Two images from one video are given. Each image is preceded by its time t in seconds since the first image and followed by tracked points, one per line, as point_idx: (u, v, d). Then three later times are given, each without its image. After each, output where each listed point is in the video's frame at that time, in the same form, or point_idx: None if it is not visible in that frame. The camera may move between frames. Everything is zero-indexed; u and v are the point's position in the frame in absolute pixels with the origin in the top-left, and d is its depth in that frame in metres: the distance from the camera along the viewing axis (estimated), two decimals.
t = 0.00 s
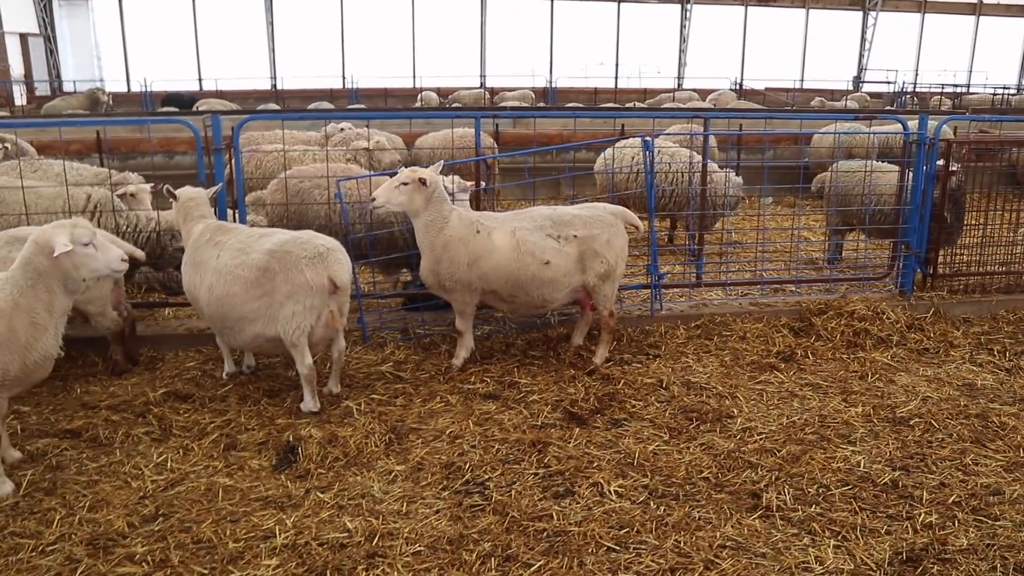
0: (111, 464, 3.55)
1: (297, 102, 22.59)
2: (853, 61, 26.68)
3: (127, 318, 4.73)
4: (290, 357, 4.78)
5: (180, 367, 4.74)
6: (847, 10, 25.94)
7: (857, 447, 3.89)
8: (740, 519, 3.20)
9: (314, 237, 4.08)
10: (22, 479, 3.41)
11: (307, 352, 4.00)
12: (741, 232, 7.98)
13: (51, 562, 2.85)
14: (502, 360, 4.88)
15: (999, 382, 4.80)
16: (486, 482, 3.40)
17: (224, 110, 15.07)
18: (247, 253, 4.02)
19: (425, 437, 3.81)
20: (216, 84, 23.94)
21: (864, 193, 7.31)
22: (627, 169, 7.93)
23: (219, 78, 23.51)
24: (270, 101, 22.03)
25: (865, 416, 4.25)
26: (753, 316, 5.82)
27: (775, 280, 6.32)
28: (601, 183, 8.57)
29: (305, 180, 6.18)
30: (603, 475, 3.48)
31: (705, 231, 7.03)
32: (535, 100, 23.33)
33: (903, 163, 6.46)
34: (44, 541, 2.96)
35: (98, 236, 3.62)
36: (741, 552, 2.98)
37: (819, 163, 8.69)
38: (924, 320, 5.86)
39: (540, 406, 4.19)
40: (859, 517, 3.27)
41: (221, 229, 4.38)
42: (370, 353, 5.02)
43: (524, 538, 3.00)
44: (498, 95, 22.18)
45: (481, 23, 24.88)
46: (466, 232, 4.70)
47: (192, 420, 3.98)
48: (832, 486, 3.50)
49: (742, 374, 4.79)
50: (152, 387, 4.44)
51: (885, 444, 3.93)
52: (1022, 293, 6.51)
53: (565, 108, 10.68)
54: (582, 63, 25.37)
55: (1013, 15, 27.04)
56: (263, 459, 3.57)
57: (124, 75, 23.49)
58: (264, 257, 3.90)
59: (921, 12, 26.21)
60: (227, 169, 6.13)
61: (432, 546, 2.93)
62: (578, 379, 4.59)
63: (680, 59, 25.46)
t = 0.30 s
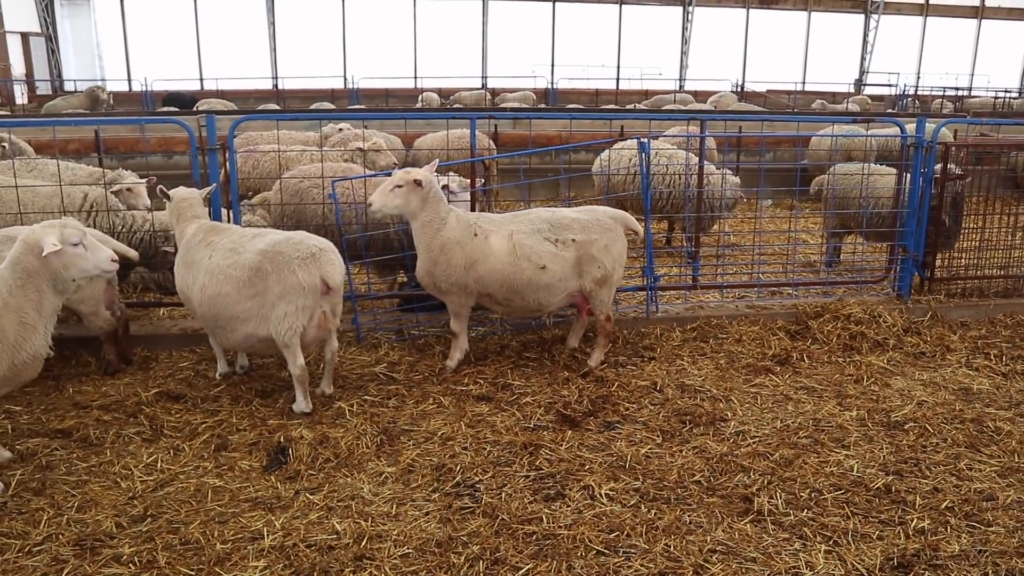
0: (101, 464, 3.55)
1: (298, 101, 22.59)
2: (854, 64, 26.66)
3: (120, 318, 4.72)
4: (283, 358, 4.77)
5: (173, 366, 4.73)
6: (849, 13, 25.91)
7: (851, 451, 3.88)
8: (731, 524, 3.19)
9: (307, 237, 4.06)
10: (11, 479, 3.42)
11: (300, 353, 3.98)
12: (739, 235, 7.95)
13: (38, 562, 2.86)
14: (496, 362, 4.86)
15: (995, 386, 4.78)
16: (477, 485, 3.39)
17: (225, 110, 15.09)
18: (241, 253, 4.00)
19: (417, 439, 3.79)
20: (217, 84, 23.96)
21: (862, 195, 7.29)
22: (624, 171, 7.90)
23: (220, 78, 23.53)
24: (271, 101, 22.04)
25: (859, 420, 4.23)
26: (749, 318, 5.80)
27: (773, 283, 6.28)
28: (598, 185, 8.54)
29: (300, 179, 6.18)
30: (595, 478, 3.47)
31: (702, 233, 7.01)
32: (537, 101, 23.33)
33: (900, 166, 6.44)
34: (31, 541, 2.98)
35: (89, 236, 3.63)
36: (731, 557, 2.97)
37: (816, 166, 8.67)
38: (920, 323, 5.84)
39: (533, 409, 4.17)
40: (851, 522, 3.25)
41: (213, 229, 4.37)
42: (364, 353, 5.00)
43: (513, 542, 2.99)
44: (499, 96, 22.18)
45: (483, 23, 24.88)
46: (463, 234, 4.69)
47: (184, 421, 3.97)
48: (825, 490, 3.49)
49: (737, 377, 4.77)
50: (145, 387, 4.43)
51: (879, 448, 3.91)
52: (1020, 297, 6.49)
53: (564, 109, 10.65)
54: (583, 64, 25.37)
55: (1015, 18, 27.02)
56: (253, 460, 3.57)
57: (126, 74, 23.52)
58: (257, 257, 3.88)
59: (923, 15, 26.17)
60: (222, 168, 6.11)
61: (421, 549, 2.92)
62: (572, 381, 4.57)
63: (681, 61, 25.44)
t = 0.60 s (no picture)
0: (98, 464, 3.55)
1: (298, 101, 22.57)
2: (855, 63, 26.62)
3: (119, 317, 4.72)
4: (282, 358, 4.77)
5: (172, 366, 4.73)
6: (850, 12, 25.86)
7: (849, 451, 3.87)
8: (729, 524, 3.18)
9: (306, 237, 4.04)
10: (9, 479, 3.42)
11: (298, 352, 3.97)
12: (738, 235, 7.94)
13: (35, 562, 2.86)
14: (495, 361, 4.85)
15: (995, 386, 4.78)
16: (474, 485, 3.39)
17: (225, 109, 15.08)
18: (240, 253, 3.99)
19: (415, 438, 3.79)
20: (217, 83, 23.94)
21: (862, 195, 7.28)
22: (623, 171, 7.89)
23: (221, 78, 23.52)
24: (271, 101, 22.03)
25: (858, 420, 4.22)
26: (748, 318, 5.79)
27: (772, 283, 6.27)
28: (597, 185, 8.54)
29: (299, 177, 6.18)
30: (593, 478, 3.47)
31: (702, 232, 7.00)
32: (537, 100, 23.30)
33: (900, 165, 6.43)
34: (28, 541, 2.98)
35: (86, 236, 3.64)
36: (729, 557, 2.97)
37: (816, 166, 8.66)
38: (920, 323, 5.83)
39: (531, 408, 4.17)
40: (849, 522, 3.25)
41: (212, 229, 4.36)
42: (363, 353, 5.00)
43: (510, 542, 2.98)
44: (500, 95, 22.16)
45: (483, 23, 24.86)
46: (459, 236, 4.68)
47: (182, 420, 3.97)
48: (824, 491, 3.48)
49: (736, 377, 4.76)
50: (143, 386, 4.43)
51: (878, 448, 3.91)
52: (1020, 296, 6.48)
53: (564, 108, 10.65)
54: (583, 64, 25.33)
55: (1017, 17, 26.97)
56: (251, 460, 3.56)
57: (126, 74, 23.51)
58: (256, 257, 3.87)
59: (924, 14, 26.12)
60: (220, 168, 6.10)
61: (418, 549, 2.92)
62: (571, 381, 4.56)
63: (682, 60, 25.41)
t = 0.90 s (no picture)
0: (100, 464, 3.56)
1: (299, 101, 22.55)
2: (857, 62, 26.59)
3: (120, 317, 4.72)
4: (283, 358, 4.76)
5: (173, 366, 4.73)
6: (851, 11, 25.81)
7: (850, 451, 3.87)
8: (730, 524, 3.18)
9: (307, 237, 4.03)
10: (10, 479, 3.43)
11: (298, 352, 3.95)
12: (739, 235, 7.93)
13: (36, 562, 2.86)
14: (496, 361, 4.85)
15: (996, 386, 4.77)
16: (476, 485, 3.39)
17: (226, 109, 15.10)
18: (240, 253, 3.99)
19: (416, 439, 3.79)
20: (218, 83, 23.94)
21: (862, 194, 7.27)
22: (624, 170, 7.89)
23: (221, 78, 23.52)
24: (272, 101, 22.02)
25: (859, 419, 4.22)
26: (749, 318, 5.79)
27: (773, 282, 6.26)
28: (598, 185, 8.53)
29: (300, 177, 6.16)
30: (594, 478, 3.47)
31: (703, 232, 6.99)
32: (538, 100, 23.27)
33: (901, 164, 6.42)
34: (29, 541, 2.98)
35: (87, 237, 3.65)
36: (730, 557, 2.97)
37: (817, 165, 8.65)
38: (921, 322, 5.82)
39: (532, 408, 4.17)
40: (851, 522, 3.24)
41: (213, 229, 4.36)
42: (364, 353, 5.00)
43: (511, 542, 2.98)
44: (501, 95, 22.14)
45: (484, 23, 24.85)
46: (454, 237, 4.65)
47: (183, 421, 3.97)
48: (824, 490, 3.48)
49: (737, 376, 4.76)
50: (144, 386, 4.43)
51: (879, 448, 3.90)
52: (1022, 296, 6.46)
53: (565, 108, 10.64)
54: (584, 63, 25.31)
55: (1018, 16, 26.92)
56: (251, 460, 3.56)
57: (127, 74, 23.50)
58: (256, 257, 3.87)
59: (925, 13, 26.08)
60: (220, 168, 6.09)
61: (419, 549, 2.92)
62: (571, 381, 4.56)
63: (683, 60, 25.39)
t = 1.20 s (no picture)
0: (101, 464, 3.56)
1: (301, 102, 22.56)
2: (858, 64, 26.58)
3: (122, 317, 4.72)
4: (285, 358, 4.77)
5: (175, 366, 4.73)
6: (853, 13, 25.80)
7: (852, 452, 3.86)
8: (732, 525, 3.18)
9: (310, 237, 4.03)
10: (12, 479, 3.43)
11: (301, 352, 3.95)
12: (741, 236, 7.94)
13: (38, 562, 2.86)
14: (498, 362, 4.86)
15: (998, 388, 4.76)
16: (478, 486, 3.39)
17: (228, 109, 15.11)
18: (241, 254, 3.99)
19: (418, 439, 3.79)
20: (220, 83, 23.97)
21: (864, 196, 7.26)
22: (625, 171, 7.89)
23: (223, 78, 23.54)
24: (274, 101, 22.03)
25: (860, 421, 4.22)
26: (751, 319, 5.79)
27: (774, 284, 6.26)
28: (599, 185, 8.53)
29: (301, 179, 6.17)
30: (595, 479, 3.46)
31: (705, 233, 6.99)
32: (540, 101, 23.27)
33: (903, 166, 6.40)
34: (31, 541, 2.98)
35: (91, 238, 3.65)
36: (732, 558, 2.96)
37: (818, 166, 8.64)
38: (923, 324, 5.82)
39: (534, 409, 4.17)
40: (852, 524, 3.24)
41: (215, 229, 4.37)
42: (365, 354, 5.00)
43: (513, 543, 2.98)
44: (502, 96, 22.14)
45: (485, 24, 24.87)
46: (443, 248, 4.48)
47: (185, 421, 3.98)
48: (826, 492, 3.48)
49: (738, 378, 4.76)
50: (146, 386, 4.43)
51: (881, 450, 3.90)
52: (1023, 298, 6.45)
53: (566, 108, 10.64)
54: (586, 64, 25.30)
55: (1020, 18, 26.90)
56: (253, 461, 3.57)
57: (128, 74, 23.52)
58: (259, 257, 3.87)
59: (927, 14, 26.06)
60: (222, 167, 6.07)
61: (421, 550, 2.92)
62: (573, 382, 4.56)
63: (685, 61, 25.38)
